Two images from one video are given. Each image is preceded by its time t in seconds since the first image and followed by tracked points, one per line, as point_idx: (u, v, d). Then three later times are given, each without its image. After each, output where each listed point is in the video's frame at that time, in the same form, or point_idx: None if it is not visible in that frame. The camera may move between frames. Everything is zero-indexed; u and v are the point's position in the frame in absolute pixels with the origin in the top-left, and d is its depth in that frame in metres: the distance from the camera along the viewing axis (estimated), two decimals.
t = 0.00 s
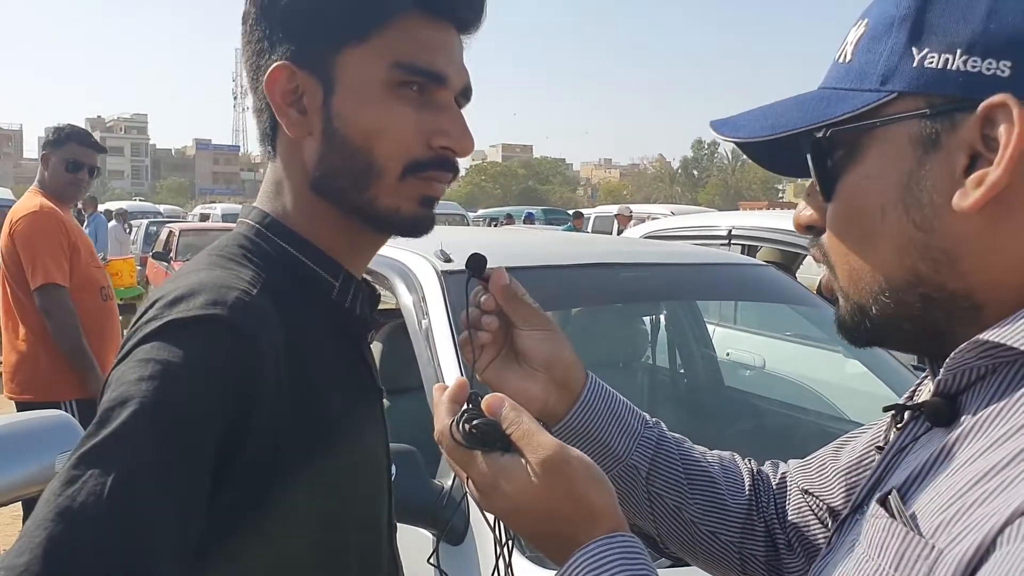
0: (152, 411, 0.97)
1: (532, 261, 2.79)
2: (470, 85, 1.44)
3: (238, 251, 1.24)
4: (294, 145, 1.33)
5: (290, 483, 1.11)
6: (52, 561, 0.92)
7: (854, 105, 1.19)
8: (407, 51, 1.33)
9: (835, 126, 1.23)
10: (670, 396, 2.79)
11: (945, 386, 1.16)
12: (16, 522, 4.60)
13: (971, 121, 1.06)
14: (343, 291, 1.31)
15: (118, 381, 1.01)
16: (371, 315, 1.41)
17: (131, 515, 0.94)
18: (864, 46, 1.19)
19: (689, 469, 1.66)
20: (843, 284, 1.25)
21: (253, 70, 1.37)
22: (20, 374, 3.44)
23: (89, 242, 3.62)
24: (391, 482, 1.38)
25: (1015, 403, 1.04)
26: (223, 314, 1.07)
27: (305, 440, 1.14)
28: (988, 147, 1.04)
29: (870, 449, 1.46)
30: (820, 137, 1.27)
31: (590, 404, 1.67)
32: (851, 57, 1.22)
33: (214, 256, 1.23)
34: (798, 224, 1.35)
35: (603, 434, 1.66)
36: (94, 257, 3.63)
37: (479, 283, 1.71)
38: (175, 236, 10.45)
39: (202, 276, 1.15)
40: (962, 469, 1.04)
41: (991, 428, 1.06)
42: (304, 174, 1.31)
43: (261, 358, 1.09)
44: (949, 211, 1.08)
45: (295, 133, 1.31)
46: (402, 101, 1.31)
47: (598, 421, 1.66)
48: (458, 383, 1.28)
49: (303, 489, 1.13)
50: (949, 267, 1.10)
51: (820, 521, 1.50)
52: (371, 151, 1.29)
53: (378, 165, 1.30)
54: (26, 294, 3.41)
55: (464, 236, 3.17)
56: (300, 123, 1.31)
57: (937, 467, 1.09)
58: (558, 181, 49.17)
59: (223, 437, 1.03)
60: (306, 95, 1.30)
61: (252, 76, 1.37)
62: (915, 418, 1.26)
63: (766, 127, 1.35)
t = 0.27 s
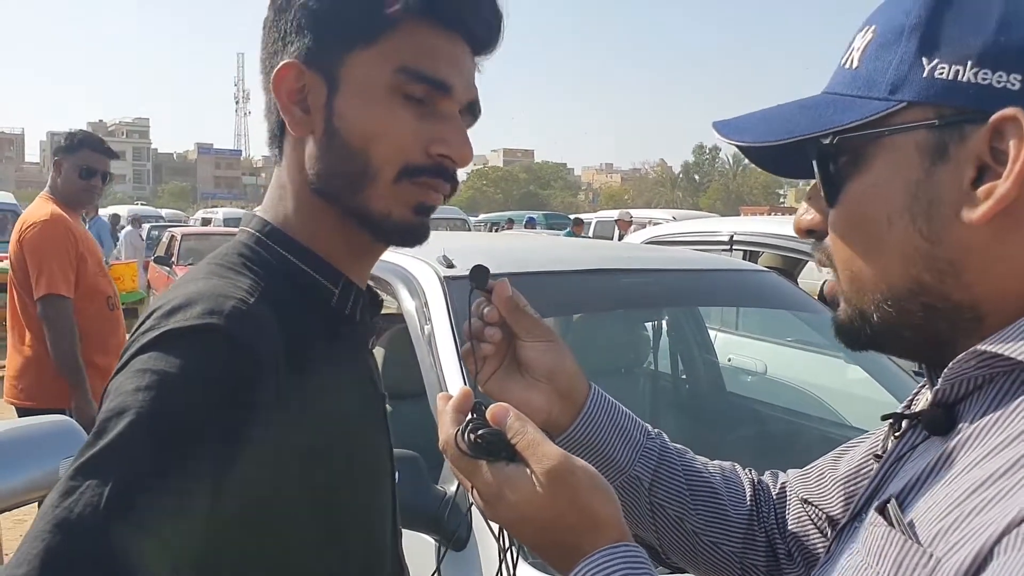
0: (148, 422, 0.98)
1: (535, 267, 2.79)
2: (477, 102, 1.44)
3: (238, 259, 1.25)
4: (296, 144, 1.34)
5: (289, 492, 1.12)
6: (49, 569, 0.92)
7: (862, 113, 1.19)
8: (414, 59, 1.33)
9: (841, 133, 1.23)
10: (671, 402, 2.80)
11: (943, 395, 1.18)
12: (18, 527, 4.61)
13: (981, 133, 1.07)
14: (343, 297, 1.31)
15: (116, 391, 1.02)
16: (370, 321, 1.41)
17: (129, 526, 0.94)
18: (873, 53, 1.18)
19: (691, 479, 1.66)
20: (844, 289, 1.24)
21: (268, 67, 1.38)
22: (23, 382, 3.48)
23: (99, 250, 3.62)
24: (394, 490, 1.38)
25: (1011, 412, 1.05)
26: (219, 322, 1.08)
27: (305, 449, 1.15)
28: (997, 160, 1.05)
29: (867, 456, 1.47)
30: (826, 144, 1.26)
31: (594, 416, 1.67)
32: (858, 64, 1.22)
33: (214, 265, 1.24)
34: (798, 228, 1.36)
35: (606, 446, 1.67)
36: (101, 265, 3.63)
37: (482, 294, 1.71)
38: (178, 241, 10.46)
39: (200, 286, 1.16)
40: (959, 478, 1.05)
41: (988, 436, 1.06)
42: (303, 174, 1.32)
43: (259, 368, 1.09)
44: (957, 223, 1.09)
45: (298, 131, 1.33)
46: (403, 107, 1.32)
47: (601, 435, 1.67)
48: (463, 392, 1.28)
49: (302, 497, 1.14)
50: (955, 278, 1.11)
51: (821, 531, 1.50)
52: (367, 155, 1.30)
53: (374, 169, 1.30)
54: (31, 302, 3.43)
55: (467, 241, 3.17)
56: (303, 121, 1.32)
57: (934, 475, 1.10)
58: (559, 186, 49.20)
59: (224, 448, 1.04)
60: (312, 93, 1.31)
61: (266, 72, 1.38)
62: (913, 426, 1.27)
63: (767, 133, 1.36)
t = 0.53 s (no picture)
0: (147, 432, 0.98)
1: (537, 275, 2.80)
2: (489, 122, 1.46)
3: (241, 268, 1.26)
4: (310, 156, 1.34)
5: (294, 503, 1.13)
6: None
7: (870, 141, 1.18)
8: (433, 77, 1.35)
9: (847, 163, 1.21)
10: (672, 409, 2.80)
11: (952, 411, 1.19)
12: (18, 531, 4.61)
13: (991, 156, 1.07)
14: (347, 306, 1.31)
15: (117, 401, 1.03)
16: (377, 332, 1.41)
17: (127, 533, 0.96)
18: (868, 80, 1.18)
19: (695, 493, 1.66)
20: (860, 319, 1.24)
21: (281, 77, 1.38)
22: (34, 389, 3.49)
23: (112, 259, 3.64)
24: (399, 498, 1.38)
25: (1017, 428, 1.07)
26: (218, 334, 1.09)
27: (310, 460, 1.15)
28: (1009, 179, 1.06)
29: (872, 469, 1.48)
30: (830, 176, 1.24)
31: (596, 432, 1.68)
32: (852, 92, 1.22)
33: (217, 274, 1.25)
34: (801, 259, 1.33)
35: (610, 461, 1.67)
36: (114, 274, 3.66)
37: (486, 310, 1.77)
38: (178, 245, 10.47)
39: (202, 296, 1.17)
40: (968, 494, 1.05)
41: (995, 451, 1.07)
42: (316, 186, 1.33)
43: (259, 379, 1.10)
44: (975, 245, 1.10)
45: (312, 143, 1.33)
46: (421, 126, 1.33)
47: (604, 448, 1.67)
48: (468, 404, 1.29)
49: (305, 506, 1.14)
50: (977, 301, 1.12)
51: (824, 543, 1.50)
52: (382, 171, 1.31)
53: (388, 185, 1.31)
54: (49, 311, 3.44)
55: (469, 248, 3.18)
56: (318, 134, 1.32)
57: (942, 489, 1.11)
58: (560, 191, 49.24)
59: (224, 458, 1.05)
60: (328, 107, 1.32)
61: (278, 82, 1.38)
62: (919, 441, 1.27)
63: (760, 173, 1.33)
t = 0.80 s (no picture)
0: (164, 430, 0.97)
1: (541, 276, 2.79)
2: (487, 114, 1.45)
3: (247, 268, 1.24)
4: (310, 162, 1.33)
5: (297, 504, 1.11)
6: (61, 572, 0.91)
7: (940, 113, 1.15)
8: (427, 74, 1.34)
9: (915, 132, 1.18)
10: (675, 410, 2.79)
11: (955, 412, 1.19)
12: (16, 532, 4.61)
13: None
14: (353, 307, 1.31)
15: (130, 401, 1.01)
16: (382, 333, 1.40)
17: (138, 532, 0.94)
18: (946, 48, 1.16)
19: (698, 501, 1.64)
20: (888, 292, 1.21)
21: (278, 82, 1.38)
22: (46, 390, 3.56)
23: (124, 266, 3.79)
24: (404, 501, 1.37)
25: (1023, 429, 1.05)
26: (233, 332, 1.08)
27: (315, 461, 1.14)
28: None
29: (876, 474, 1.47)
30: (897, 141, 1.20)
31: (596, 442, 1.67)
32: (926, 57, 1.19)
33: (224, 274, 1.24)
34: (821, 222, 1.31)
35: (611, 470, 1.66)
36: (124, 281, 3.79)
37: (479, 325, 1.79)
38: (179, 245, 10.46)
39: (213, 295, 1.16)
40: (973, 494, 1.04)
41: (999, 452, 1.06)
42: (318, 191, 1.32)
43: (265, 379, 1.09)
44: None
45: (311, 150, 1.32)
46: (418, 124, 1.32)
47: (605, 456, 1.66)
48: (469, 406, 1.28)
49: (315, 505, 1.13)
50: (1019, 292, 1.12)
51: (830, 550, 1.50)
52: (383, 172, 1.30)
53: (390, 186, 1.30)
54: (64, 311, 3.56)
55: (471, 249, 3.16)
56: (317, 140, 1.32)
57: (947, 491, 1.09)
58: (561, 192, 49.24)
59: (231, 459, 1.03)
60: (325, 112, 1.31)
61: (276, 89, 1.38)
62: (924, 442, 1.26)
63: (813, 114, 1.28)
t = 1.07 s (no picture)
0: (162, 432, 0.99)
1: (541, 280, 2.80)
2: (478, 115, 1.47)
3: (250, 272, 1.27)
4: (303, 172, 1.35)
5: (297, 503, 1.13)
6: None
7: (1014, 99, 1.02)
8: (414, 78, 1.35)
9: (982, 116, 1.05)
10: (675, 414, 2.80)
11: (962, 409, 1.17)
12: (20, 536, 4.65)
13: None
14: (354, 310, 1.33)
15: (130, 403, 1.03)
16: (381, 337, 1.42)
17: (138, 531, 0.96)
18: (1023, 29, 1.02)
19: (698, 498, 1.66)
20: (915, 276, 1.10)
21: (271, 93, 1.41)
22: (60, 389, 3.64)
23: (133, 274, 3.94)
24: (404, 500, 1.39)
25: None
26: (232, 336, 1.09)
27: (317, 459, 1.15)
28: None
29: (876, 475, 1.48)
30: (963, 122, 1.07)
31: (598, 437, 1.69)
32: (999, 36, 1.05)
33: (227, 278, 1.26)
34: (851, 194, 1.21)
35: (612, 467, 1.67)
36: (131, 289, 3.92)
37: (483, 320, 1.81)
38: (182, 250, 10.50)
39: (214, 300, 1.17)
40: (973, 491, 1.05)
41: (1001, 453, 1.06)
42: (312, 199, 1.34)
43: (264, 379, 1.10)
44: None
45: (304, 159, 1.34)
46: (405, 128, 1.34)
47: (606, 453, 1.67)
48: (474, 403, 1.30)
49: (315, 502, 1.15)
50: None
51: (828, 549, 1.50)
52: (374, 178, 1.32)
53: (382, 191, 1.32)
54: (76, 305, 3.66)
55: (472, 254, 3.18)
56: (309, 149, 1.34)
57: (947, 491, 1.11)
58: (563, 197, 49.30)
59: (233, 458, 1.05)
60: (316, 122, 1.34)
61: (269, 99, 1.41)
62: (926, 441, 1.27)
63: (866, 74, 1.15)
